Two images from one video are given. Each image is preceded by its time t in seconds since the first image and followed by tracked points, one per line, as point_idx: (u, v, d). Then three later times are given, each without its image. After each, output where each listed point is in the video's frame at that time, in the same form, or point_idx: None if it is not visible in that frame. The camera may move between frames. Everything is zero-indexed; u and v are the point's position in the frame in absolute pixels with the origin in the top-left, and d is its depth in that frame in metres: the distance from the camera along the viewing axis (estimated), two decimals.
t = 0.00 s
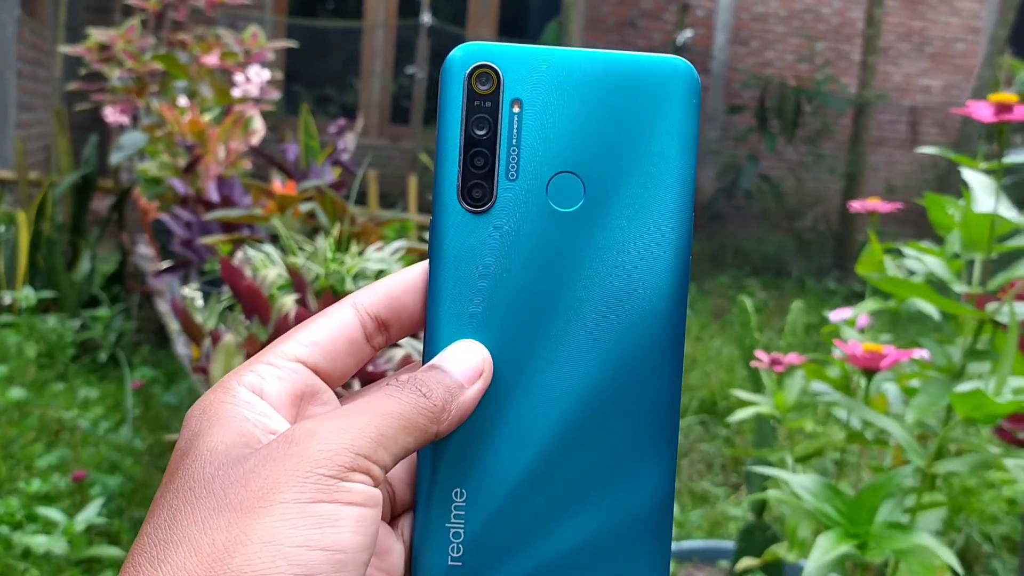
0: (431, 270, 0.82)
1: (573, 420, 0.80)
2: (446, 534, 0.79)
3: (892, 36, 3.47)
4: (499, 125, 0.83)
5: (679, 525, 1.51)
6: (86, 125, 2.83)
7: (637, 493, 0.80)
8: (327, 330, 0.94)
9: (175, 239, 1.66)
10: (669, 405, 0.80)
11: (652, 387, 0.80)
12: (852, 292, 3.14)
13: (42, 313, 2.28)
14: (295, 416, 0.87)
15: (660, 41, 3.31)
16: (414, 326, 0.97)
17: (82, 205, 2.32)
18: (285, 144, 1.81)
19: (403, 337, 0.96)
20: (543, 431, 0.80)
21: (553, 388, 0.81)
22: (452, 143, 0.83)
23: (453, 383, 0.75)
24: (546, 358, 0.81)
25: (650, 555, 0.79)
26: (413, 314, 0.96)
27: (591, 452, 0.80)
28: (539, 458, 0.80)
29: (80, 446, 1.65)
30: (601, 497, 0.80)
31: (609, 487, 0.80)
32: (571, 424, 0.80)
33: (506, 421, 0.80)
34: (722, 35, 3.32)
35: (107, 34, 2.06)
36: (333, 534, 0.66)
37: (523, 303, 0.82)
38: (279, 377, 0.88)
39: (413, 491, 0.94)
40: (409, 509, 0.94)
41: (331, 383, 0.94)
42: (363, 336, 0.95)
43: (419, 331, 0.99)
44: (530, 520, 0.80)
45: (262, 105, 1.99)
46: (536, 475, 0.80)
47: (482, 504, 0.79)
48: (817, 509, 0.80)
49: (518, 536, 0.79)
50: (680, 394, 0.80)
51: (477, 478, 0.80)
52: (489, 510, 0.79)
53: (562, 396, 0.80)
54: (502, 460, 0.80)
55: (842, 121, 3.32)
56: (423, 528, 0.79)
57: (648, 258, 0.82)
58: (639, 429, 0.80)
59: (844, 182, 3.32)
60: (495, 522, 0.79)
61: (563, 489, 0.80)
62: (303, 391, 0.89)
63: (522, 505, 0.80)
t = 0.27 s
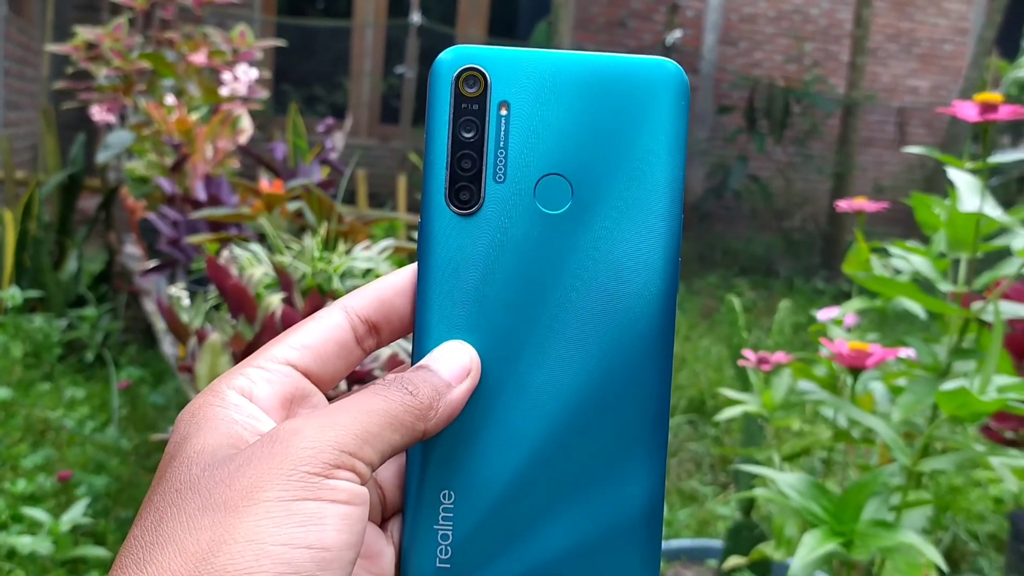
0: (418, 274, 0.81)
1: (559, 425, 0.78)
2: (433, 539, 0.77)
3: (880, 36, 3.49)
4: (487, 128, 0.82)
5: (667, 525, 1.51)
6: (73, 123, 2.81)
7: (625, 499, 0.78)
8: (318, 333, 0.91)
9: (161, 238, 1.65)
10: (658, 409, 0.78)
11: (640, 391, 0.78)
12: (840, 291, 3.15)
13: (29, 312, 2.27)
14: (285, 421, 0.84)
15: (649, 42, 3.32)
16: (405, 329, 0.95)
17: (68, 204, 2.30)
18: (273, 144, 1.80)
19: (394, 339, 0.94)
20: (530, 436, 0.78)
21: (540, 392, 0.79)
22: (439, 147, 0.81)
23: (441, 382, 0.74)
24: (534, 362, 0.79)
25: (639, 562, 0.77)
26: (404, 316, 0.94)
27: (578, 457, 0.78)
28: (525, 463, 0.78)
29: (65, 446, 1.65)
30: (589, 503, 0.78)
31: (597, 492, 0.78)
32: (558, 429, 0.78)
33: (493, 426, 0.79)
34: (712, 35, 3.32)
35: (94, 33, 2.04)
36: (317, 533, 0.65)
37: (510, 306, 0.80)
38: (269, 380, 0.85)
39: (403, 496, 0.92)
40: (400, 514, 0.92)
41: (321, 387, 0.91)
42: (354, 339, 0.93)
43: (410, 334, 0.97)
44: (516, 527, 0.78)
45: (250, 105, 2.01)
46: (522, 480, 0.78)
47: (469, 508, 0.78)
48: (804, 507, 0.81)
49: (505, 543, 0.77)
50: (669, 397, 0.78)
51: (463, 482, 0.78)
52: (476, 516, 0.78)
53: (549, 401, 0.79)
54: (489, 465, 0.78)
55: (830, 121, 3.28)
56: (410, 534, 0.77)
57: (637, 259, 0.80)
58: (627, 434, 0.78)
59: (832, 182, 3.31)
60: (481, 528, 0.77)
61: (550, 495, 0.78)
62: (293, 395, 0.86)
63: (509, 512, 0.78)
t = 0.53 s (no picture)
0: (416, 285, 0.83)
1: (553, 436, 0.79)
2: (427, 547, 0.79)
3: (870, 37, 3.52)
4: (484, 143, 0.83)
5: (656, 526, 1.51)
6: (61, 123, 2.79)
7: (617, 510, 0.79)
8: (314, 346, 0.92)
9: (149, 238, 1.64)
10: (650, 422, 0.79)
11: (633, 404, 0.79)
12: (829, 292, 3.16)
13: (17, 313, 2.26)
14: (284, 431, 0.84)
15: (640, 43, 3.33)
16: (401, 341, 0.96)
17: (57, 204, 2.29)
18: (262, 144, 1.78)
19: (391, 351, 0.95)
20: (524, 446, 0.80)
21: (535, 404, 0.80)
22: (438, 161, 0.83)
23: (436, 392, 0.75)
24: (530, 374, 0.80)
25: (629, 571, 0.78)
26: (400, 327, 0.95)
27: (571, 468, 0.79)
28: (519, 473, 0.79)
29: (52, 447, 1.64)
30: (581, 512, 0.79)
31: (589, 502, 0.79)
32: (552, 440, 0.79)
33: (488, 435, 0.80)
34: (702, 36, 3.33)
35: (82, 33, 2.03)
36: (311, 543, 0.66)
37: (505, 319, 0.81)
38: (267, 392, 0.86)
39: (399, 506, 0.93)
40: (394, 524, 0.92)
41: (317, 399, 0.92)
42: (350, 350, 0.94)
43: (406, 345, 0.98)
44: (510, 534, 0.79)
45: (239, 104, 2.01)
46: (516, 490, 0.79)
47: (463, 518, 0.79)
48: (789, 507, 0.81)
49: (498, 550, 0.79)
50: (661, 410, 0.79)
51: (458, 490, 0.79)
52: (470, 524, 0.79)
53: (543, 413, 0.80)
54: (484, 473, 0.79)
55: (820, 122, 3.29)
56: (406, 539, 0.79)
57: (631, 274, 0.81)
58: (620, 446, 0.79)
59: (822, 183, 3.31)
60: (475, 536, 0.79)
61: (542, 504, 0.79)
62: (291, 407, 0.87)
63: (502, 520, 0.79)
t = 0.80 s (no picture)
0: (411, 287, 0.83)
1: (548, 434, 0.79)
2: (426, 548, 0.79)
3: (859, 37, 3.53)
4: (475, 143, 0.84)
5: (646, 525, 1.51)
6: (48, 124, 2.78)
7: (612, 507, 0.79)
8: (309, 348, 0.92)
9: (137, 240, 1.64)
10: (643, 418, 0.79)
11: (627, 401, 0.79)
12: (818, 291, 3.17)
13: (5, 315, 2.25)
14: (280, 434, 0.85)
15: (630, 43, 3.33)
16: (394, 344, 0.97)
17: (45, 205, 2.28)
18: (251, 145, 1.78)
19: (385, 353, 0.96)
20: (519, 444, 0.80)
21: (529, 403, 0.80)
22: (429, 162, 0.83)
23: (432, 392, 0.75)
24: (524, 372, 0.81)
25: (627, 567, 0.78)
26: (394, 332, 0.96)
27: (566, 465, 0.79)
28: (515, 472, 0.79)
29: (39, 450, 1.64)
30: (577, 509, 0.79)
31: (584, 499, 0.79)
32: (547, 439, 0.79)
33: (484, 436, 0.80)
34: (692, 36, 3.34)
35: (70, 33, 2.02)
36: (311, 545, 0.66)
37: (500, 317, 0.82)
38: (262, 395, 0.86)
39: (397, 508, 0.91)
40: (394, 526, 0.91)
41: (312, 401, 0.92)
42: (345, 353, 0.94)
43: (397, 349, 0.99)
44: (507, 534, 0.79)
45: (228, 105, 2.00)
46: (512, 488, 0.79)
47: (461, 518, 0.79)
48: (775, 507, 0.82)
49: (497, 549, 0.79)
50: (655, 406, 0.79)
51: (456, 491, 0.79)
52: (468, 524, 0.79)
53: (537, 412, 0.80)
54: (480, 474, 0.79)
55: (809, 122, 3.29)
56: (403, 541, 0.79)
57: (622, 271, 0.81)
58: (614, 443, 0.79)
59: (812, 183, 3.32)
60: (474, 534, 0.79)
61: (539, 503, 0.79)
62: (287, 409, 0.87)
63: (500, 520, 0.79)
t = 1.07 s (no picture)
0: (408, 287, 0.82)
1: (548, 429, 0.80)
2: (437, 547, 0.79)
3: (849, 37, 3.54)
4: (465, 142, 0.83)
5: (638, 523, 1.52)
6: (38, 126, 2.76)
7: (618, 498, 0.79)
8: (305, 350, 0.91)
9: (126, 241, 1.63)
10: (642, 409, 0.79)
11: (626, 393, 0.80)
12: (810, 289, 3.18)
13: None
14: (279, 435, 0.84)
15: (621, 43, 3.33)
16: (389, 345, 0.97)
17: (35, 207, 2.27)
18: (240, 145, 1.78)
19: (380, 353, 0.96)
20: (522, 440, 0.80)
21: (528, 400, 0.80)
22: (420, 162, 0.83)
23: (433, 393, 0.74)
24: (523, 368, 0.81)
25: (635, 556, 0.79)
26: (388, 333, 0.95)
27: (568, 459, 0.80)
28: (519, 468, 0.80)
29: (29, 453, 1.62)
30: (582, 501, 0.80)
31: (589, 491, 0.80)
32: (548, 434, 0.80)
33: (487, 433, 0.80)
34: (683, 36, 3.35)
35: (59, 34, 2.02)
36: (315, 546, 0.66)
37: (499, 314, 0.82)
38: (261, 397, 0.86)
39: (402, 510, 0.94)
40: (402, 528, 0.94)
41: (311, 404, 0.92)
42: (340, 354, 0.94)
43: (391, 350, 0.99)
44: (516, 529, 0.79)
45: (218, 105, 2.00)
46: (517, 484, 0.80)
47: (471, 515, 0.79)
48: (764, 504, 0.82)
49: (505, 544, 0.79)
50: (654, 397, 0.79)
51: (464, 490, 0.80)
52: (477, 521, 0.79)
53: (537, 407, 0.80)
54: (486, 470, 0.80)
55: (801, 121, 3.30)
56: (414, 541, 0.79)
57: (617, 264, 0.81)
58: (615, 435, 0.80)
59: (803, 182, 3.34)
60: (484, 531, 0.79)
61: (545, 497, 0.80)
62: (285, 410, 0.87)
63: (507, 516, 0.79)
